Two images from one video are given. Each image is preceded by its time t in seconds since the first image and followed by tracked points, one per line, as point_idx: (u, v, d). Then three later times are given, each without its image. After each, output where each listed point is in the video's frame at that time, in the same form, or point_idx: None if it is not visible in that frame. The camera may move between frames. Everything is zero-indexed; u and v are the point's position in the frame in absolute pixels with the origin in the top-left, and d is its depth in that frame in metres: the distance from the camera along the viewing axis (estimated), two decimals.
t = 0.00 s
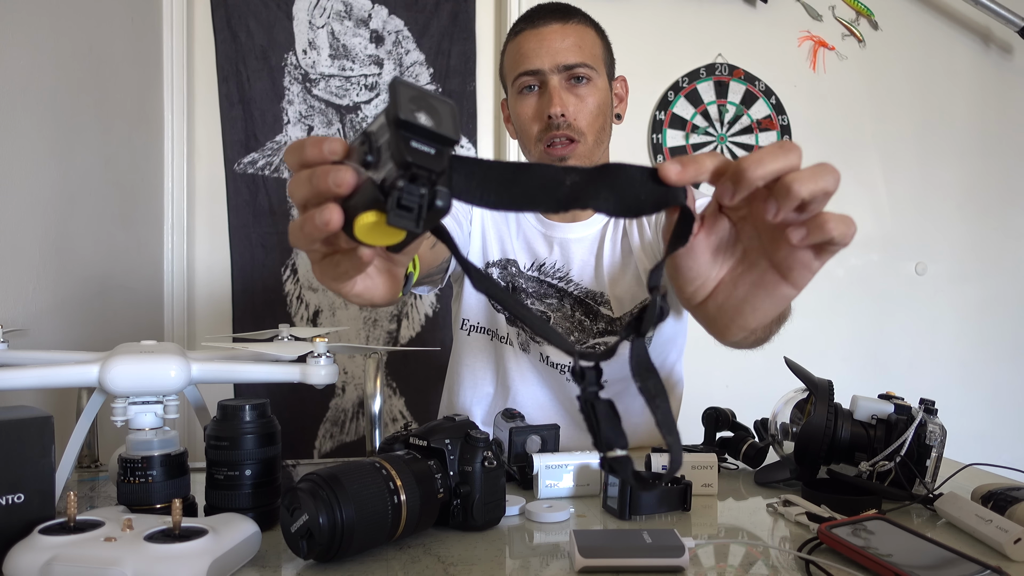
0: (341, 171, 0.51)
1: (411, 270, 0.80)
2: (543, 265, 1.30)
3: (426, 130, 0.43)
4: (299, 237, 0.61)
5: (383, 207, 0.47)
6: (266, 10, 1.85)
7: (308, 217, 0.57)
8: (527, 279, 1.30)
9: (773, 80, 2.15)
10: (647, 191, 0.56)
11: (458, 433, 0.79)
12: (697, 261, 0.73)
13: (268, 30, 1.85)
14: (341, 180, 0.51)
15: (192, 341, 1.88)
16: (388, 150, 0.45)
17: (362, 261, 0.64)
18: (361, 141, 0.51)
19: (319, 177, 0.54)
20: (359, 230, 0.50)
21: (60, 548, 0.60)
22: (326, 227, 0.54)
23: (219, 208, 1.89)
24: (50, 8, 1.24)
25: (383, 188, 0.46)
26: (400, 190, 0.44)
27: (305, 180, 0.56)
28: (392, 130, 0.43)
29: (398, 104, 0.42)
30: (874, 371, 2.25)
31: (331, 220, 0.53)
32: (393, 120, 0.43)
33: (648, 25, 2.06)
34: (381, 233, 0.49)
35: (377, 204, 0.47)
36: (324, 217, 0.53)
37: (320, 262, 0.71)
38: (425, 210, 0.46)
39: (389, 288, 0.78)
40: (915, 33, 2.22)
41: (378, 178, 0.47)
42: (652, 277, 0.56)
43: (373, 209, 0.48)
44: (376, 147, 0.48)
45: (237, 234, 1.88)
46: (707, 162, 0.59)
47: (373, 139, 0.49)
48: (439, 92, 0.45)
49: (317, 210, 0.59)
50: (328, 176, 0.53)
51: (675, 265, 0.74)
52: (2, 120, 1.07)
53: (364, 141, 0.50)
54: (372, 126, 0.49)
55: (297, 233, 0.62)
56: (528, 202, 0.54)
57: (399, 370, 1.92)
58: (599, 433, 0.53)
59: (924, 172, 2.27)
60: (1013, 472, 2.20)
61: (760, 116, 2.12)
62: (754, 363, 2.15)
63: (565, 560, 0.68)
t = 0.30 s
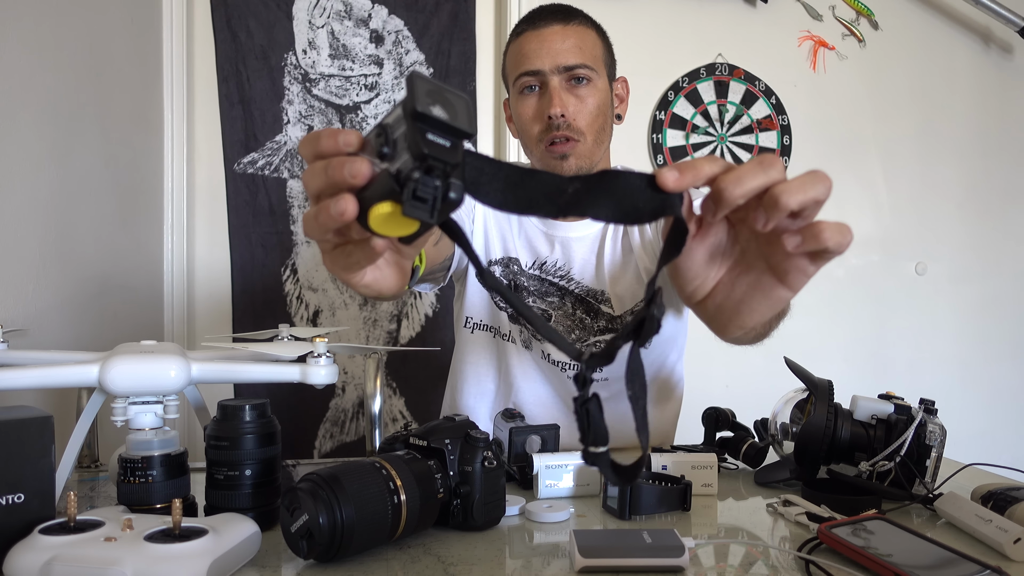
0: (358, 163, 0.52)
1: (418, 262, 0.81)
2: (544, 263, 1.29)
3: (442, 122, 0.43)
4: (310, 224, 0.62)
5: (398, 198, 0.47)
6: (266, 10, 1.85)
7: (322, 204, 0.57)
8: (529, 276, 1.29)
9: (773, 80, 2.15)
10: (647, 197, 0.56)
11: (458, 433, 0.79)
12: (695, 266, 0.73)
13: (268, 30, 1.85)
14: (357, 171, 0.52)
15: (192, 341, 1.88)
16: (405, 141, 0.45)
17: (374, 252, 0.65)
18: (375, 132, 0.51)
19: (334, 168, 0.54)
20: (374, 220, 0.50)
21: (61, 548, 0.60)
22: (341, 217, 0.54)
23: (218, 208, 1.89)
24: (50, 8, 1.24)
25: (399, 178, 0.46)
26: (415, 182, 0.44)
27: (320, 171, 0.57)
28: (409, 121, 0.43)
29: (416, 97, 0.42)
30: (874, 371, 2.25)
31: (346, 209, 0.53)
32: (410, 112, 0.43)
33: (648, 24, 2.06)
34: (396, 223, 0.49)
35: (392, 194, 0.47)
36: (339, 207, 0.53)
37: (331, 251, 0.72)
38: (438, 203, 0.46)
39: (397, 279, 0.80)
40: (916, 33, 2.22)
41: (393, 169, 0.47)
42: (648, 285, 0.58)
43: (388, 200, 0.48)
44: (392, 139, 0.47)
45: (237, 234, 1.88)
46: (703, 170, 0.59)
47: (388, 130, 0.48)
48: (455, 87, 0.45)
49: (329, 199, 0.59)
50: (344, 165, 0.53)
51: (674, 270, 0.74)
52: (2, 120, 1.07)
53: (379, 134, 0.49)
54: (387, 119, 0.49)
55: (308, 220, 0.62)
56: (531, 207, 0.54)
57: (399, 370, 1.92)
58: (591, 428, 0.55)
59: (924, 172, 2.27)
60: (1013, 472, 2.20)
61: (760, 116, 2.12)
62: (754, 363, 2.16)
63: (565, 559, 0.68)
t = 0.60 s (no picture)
0: (371, 194, 0.53)
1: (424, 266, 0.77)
2: (546, 261, 1.28)
3: (456, 159, 0.45)
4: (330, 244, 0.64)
5: (414, 232, 0.48)
6: (266, 10, 1.85)
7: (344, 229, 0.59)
8: (530, 275, 1.28)
9: (773, 80, 2.15)
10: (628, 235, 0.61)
11: (458, 433, 0.79)
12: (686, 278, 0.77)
13: (268, 30, 1.85)
14: (372, 203, 0.53)
15: (192, 341, 1.88)
16: (419, 176, 0.46)
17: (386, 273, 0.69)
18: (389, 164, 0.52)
19: (351, 197, 0.56)
20: (391, 250, 0.51)
21: (61, 548, 0.60)
22: (357, 247, 0.56)
23: (219, 207, 1.89)
24: (50, 8, 1.24)
25: (414, 214, 0.48)
26: (432, 219, 0.46)
27: (336, 197, 0.59)
28: (425, 160, 0.45)
29: (431, 133, 0.44)
30: (874, 371, 2.25)
31: (362, 239, 0.55)
32: (426, 149, 0.44)
33: (648, 25, 2.06)
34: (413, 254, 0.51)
35: (409, 229, 0.49)
36: (355, 239, 0.55)
37: (342, 264, 0.76)
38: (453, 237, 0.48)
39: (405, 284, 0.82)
40: (915, 33, 2.22)
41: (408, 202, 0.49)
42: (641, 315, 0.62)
43: (403, 233, 0.49)
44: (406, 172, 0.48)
45: (237, 234, 1.88)
46: (684, 202, 0.61)
47: (402, 162, 0.49)
48: (466, 118, 0.46)
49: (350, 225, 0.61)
50: (358, 197, 0.55)
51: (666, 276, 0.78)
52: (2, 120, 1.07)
53: (393, 165, 0.50)
54: (400, 151, 0.50)
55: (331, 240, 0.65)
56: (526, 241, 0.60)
57: (399, 370, 1.92)
58: (586, 457, 0.60)
59: (924, 172, 2.27)
60: (1013, 472, 2.20)
61: (760, 116, 2.12)
62: (753, 363, 2.16)
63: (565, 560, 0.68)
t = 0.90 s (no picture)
0: (397, 213, 0.58)
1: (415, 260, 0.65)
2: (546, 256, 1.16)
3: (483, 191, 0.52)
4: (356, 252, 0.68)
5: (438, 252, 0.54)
6: (266, 10, 1.85)
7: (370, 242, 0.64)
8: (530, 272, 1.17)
9: (773, 80, 2.15)
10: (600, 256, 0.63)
11: (458, 433, 0.78)
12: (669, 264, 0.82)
13: (268, 30, 1.85)
14: (397, 220, 0.58)
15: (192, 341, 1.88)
16: (448, 203, 0.53)
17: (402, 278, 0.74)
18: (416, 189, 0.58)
19: (377, 214, 0.61)
20: (412, 266, 0.56)
21: (61, 548, 0.60)
22: (379, 257, 0.61)
23: (219, 207, 1.89)
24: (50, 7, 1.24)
25: (440, 235, 0.53)
26: (456, 244, 0.52)
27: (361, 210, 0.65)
28: (456, 190, 0.52)
29: (465, 165, 0.51)
30: (874, 371, 2.25)
31: (383, 252, 0.59)
32: (459, 178, 0.51)
33: (648, 25, 2.06)
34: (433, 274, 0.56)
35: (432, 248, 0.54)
36: (378, 249, 0.60)
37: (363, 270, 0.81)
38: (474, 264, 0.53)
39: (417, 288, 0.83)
40: (915, 33, 2.22)
41: (434, 224, 0.54)
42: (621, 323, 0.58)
43: (427, 252, 0.55)
44: (435, 197, 0.54)
45: (238, 234, 1.88)
46: (649, 216, 0.67)
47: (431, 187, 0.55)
48: (496, 152, 0.54)
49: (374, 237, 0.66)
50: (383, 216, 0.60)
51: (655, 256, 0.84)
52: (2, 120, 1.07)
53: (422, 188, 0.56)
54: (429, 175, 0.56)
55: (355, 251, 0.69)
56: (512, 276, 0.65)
57: (399, 370, 1.92)
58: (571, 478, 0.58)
59: (925, 172, 2.27)
60: (1013, 472, 2.20)
61: (760, 116, 2.12)
62: (753, 362, 2.16)
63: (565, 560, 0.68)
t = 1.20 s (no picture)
0: (430, 231, 0.55)
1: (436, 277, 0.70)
2: (549, 258, 1.31)
3: (539, 233, 0.52)
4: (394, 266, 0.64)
5: (489, 284, 0.53)
6: (266, 10, 1.85)
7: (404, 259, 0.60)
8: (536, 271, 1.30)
9: (772, 80, 2.15)
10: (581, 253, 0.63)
11: (458, 433, 0.78)
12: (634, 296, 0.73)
13: (268, 30, 1.85)
14: (428, 239, 0.55)
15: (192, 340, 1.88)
16: (501, 237, 0.52)
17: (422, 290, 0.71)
18: (459, 209, 0.54)
19: (406, 232, 0.58)
20: (455, 289, 0.55)
21: (61, 548, 0.60)
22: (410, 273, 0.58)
23: (218, 207, 1.89)
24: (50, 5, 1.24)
25: (492, 267, 0.52)
26: (510, 277, 0.53)
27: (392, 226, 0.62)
28: (515, 225, 0.51)
29: (529, 210, 0.51)
30: (874, 371, 2.25)
31: (424, 268, 0.54)
32: (523, 221, 0.51)
33: (648, 25, 2.06)
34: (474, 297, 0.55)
35: (482, 277, 0.53)
36: (418, 266, 0.54)
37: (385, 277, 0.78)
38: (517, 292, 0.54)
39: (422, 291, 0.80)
40: (915, 33, 2.22)
41: (479, 252, 0.52)
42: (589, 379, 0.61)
43: (476, 281, 0.53)
44: (489, 228, 0.52)
45: (238, 233, 1.88)
46: (603, 325, 0.61)
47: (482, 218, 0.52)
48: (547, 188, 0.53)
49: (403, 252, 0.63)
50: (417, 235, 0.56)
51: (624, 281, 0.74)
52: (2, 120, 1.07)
53: (472, 216, 0.53)
54: (476, 202, 0.53)
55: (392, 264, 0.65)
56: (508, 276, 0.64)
57: (399, 370, 1.92)
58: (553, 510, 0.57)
59: (924, 173, 2.27)
60: (1013, 472, 2.20)
61: (760, 116, 2.12)
62: (753, 363, 2.16)
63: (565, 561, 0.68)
